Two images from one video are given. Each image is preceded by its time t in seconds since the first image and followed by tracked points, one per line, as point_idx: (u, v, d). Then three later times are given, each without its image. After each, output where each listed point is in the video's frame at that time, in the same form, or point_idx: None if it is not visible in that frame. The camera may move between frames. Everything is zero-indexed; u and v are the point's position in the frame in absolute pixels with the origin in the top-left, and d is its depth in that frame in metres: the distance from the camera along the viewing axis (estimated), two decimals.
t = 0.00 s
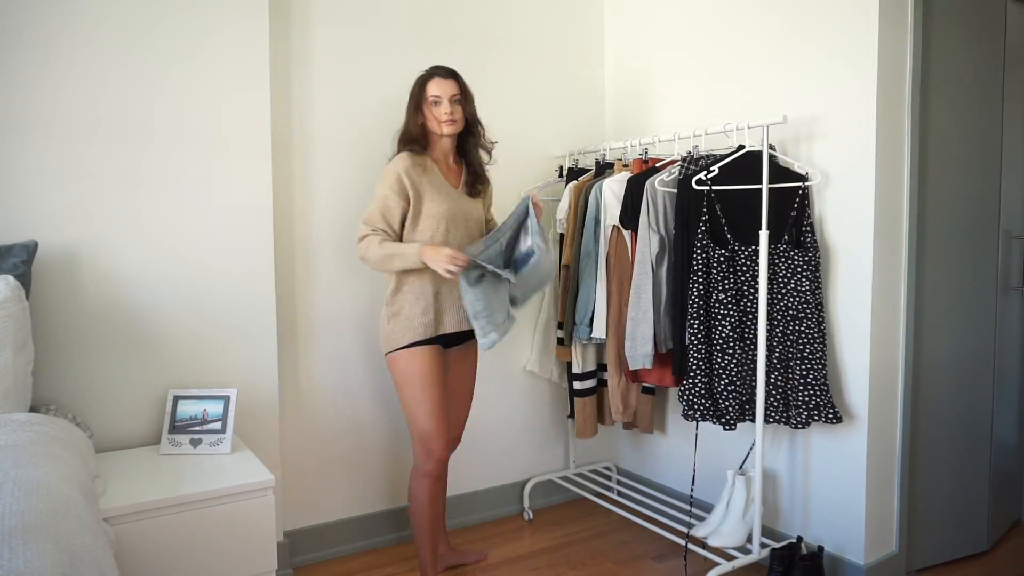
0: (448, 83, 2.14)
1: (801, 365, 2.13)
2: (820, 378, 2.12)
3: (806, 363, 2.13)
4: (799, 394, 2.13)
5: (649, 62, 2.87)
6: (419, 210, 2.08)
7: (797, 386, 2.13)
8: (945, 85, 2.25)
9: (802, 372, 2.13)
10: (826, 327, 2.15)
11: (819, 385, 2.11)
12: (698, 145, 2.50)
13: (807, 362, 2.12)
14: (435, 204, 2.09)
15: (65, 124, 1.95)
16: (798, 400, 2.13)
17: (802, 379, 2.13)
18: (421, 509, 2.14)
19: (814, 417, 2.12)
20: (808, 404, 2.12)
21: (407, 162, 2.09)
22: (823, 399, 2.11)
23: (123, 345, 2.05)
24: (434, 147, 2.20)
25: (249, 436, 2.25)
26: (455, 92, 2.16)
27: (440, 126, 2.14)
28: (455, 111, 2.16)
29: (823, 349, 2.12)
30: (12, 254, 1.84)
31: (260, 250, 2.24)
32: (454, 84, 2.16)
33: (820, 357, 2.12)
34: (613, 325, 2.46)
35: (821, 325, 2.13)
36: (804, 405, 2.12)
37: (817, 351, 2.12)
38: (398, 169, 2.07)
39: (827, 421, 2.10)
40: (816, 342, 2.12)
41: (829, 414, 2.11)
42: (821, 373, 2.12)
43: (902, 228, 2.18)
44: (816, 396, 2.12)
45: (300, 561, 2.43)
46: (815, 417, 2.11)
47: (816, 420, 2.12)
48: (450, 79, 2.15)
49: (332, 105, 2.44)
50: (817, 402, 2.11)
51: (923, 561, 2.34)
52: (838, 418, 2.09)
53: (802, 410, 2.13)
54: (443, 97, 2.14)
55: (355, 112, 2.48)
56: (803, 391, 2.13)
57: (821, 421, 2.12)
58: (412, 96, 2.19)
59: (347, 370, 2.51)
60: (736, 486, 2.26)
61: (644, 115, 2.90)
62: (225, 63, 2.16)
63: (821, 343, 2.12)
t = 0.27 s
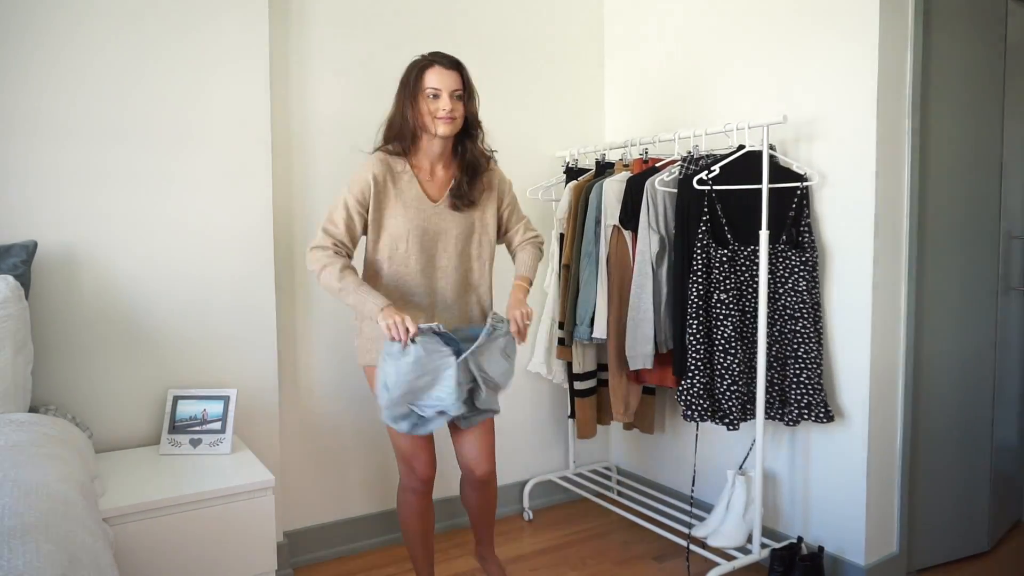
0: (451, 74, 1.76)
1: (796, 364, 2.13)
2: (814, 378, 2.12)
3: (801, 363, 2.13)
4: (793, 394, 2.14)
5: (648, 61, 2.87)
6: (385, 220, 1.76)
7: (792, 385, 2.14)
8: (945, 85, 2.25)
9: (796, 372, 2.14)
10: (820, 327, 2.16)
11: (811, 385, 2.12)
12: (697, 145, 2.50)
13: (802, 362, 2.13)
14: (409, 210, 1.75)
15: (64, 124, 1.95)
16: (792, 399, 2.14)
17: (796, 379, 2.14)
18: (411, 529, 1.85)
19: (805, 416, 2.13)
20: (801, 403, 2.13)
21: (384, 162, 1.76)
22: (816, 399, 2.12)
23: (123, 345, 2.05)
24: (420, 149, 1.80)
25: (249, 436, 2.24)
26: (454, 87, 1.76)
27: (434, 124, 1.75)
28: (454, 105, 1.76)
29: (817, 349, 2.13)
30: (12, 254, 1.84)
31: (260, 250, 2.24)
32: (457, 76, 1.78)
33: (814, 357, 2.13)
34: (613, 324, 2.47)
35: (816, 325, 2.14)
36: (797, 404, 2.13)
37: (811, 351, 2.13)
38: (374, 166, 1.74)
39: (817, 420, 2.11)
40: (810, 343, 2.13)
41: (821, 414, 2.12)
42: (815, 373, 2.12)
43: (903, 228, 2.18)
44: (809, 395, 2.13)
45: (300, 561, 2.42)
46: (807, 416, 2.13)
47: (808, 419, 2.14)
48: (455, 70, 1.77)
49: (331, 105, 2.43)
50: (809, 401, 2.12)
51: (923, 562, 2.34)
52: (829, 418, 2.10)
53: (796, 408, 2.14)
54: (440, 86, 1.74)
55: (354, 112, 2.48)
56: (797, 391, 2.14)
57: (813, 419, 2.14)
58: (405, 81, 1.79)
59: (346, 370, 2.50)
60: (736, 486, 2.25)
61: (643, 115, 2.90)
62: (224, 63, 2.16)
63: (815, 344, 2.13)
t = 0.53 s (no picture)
0: (502, 165, 1.79)
1: (807, 365, 2.12)
2: (827, 377, 2.12)
3: (812, 363, 2.12)
4: (806, 395, 2.11)
5: (648, 62, 2.87)
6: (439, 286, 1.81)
7: (804, 386, 2.12)
8: (945, 85, 2.25)
9: (807, 372, 2.12)
10: (828, 327, 2.16)
11: (826, 384, 2.10)
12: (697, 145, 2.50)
13: (813, 362, 2.12)
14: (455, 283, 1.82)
15: (65, 124, 1.95)
16: (806, 401, 2.10)
17: (808, 380, 2.12)
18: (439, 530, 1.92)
19: (825, 418, 2.10)
20: (817, 404, 2.10)
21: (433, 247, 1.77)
22: (831, 399, 2.10)
23: (123, 345, 2.05)
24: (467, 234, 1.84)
25: (249, 436, 2.25)
26: (505, 179, 1.80)
27: (486, 216, 1.78)
28: (504, 198, 1.80)
29: (828, 349, 2.13)
30: (12, 254, 1.84)
31: (260, 250, 2.24)
32: (508, 166, 1.81)
33: (825, 356, 2.12)
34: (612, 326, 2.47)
35: (824, 325, 2.14)
36: (812, 405, 2.10)
37: (822, 351, 2.12)
38: (423, 249, 1.74)
39: (837, 420, 2.09)
40: (820, 342, 2.13)
41: (840, 414, 2.10)
42: (828, 373, 2.12)
43: (903, 229, 2.18)
44: (824, 396, 2.10)
45: (300, 561, 2.43)
46: (827, 416, 2.09)
47: (827, 420, 2.10)
48: (505, 160, 1.81)
49: (332, 105, 2.44)
50: (826, 402, 2.10)
51: (923, 562, 2.34)
52: (849, 417, 2.09)
53: (810, 410, 2.10)
54: (490, 179, 1.78)
55: (355, 113, 2.49)
56: (810, 392, 2.11)
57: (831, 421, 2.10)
58: (456, 167, 1.80)
59: (346, 370, 2.51)
60: (735, 485, 2.26)
61: (643, 115, 2.90)
62: (225, 63, 2.16)
63: (826, 343, 2.13)
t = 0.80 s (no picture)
0: (444, 88, 1.95)
1: (809, 365, 2.11)
2: (832, 377, 2.10)
3: (812, 363, 2.11)
4: (806, 395, 2.10)
5: (648, 61, 2.87)
6: (378, 236, 1.89)
7: (804, 386, 2.11)
8: (945, 85, 2.25)
9: (810, 372, 2.11)
10: (836, 326, 2.14)
11: (830, 384, 2.08)
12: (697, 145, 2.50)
13: (814, 362, 2.11)
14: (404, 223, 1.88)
15: (65, 124, 1.95)
16: (806, 401, 2.10)
17: (809, 380, 2.11)
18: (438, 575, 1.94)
19: (825, 418, 2.09)
20: (817, 405, 2.09)
21: (382, 184, 1.90)
22: (835, 399, 2.09)
23: (123, 345, 2.05)
24: (420, 162, 1.95)
25: (249, 436, 2.24)
26: (449, 99, 1.94)
27: (431, 133, 1.91)
28: (449, 116, 1.93)
29: (833, 349, 2.10)
30: (12, 254, 1.84)
31: (260, 250, 2.24)
32: (450, 89, 1.97)
33: (830, 356, 2.10)
34: (612, 325, 2.45)
35: (829, 325, 2.12)
36: (813, 405, 2.09)
37: (825, 351, 2.11)
38: (375, 187, 1.89)
39: (837, 420, 2.08)
40: (823, 342, 2.11)
41: (842, 414, 2.09)
42: (833, 373, 2.10)
43: (903, 229, 2.18)
44: (827, 396, 2.09)
45: (300, 561, 2.43)
46: (826, 417, 2.08)
47: (827, 420, 2.09)
48: (446, 83, 1.96)
49: (331, 105, 2.44)
50: (827, 402, 2.08)
51: (923, 562, 2.34)
52: (852, 417, 2.08)
53: (811, 410, 2.10)
54: (433, 99, 1.93)
55: (354, 112, 2.48)
56: (810, 392, 2.10)
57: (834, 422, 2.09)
58: (400, 100, 1.98)
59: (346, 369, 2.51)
60: (736, 486, 2.26)
61: (643, 115, 2.90)
62: (224, 63, 2.16)
63: (831, 343, 2.10)
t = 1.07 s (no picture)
0: (483, 62, 1.83)
1: (798, 364, 2.13)
2: (816, 377, 2.12)
3: (803, 363, 2.13)
4: (795, 394, 2.13)
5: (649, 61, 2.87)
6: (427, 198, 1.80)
7: (794, 385, 2.14)
8: (945, 84, 2.25)
9: (797, 372, 2.14)
10: (823, 327, 2.16)
11: (814, 384, 2.11)
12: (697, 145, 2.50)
13: (804, 362, 2.13)
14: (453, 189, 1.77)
15: (65, 124, 1.95)
16: (794, 399, 2.13)
17: (798, 379, 2.13)
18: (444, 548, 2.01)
19: (809, 417, 2.12)
20: (803, 403, 2.12)
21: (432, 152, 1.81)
22: (819, 399, 2.11)
23: (123, 345, 2.05)
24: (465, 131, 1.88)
25: (249, 436, 2.25)
26: (488, 74, 1.84)
27: (470, 110, 1.83)
28: (490, 92, 1.84)
29: (820, 350, 2.13)
30: (12, 254, 1.84)
31: (260, 250, 2.24)
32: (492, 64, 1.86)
33: (816, 357, 2.12)
34: (612, 324, 2.47)
35: (818, 325, 2.14)
36: (800, 404, 2.13)
37: (814, 351, 2.13)
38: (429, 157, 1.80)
39: (820, 420, 2.10)
40: (812, 343, 2.13)
41: (825, 414, 2.11)
42: (817, 373, 2.12)
43: (902, 229, 2.18)
44: (811, 395, 2.12)
45: (300, 561, 2.43)
46: (810, 416, 2.12)
47: (810, 419, 2.12)
48: (487, 58, 1.84)
49: (332, 105, 2.44)
50: (811, 401, 2.12)
51: (923, 561, 2.34)
52: (834, 418, 2.09)
53: (798, 409, 2.13)
54: (474, 75, 1.82)
55: (354, 112, 2.49)
56: (799, 391, 2.13)
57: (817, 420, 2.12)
58: (441, 72, 1.86)
59: (346, 369, 2.51)
60: (736, 486, 2.26)
61: (644, 114, 2.90)
62: (224, 63, 2.16)
63: (818, 344, 2.13)
